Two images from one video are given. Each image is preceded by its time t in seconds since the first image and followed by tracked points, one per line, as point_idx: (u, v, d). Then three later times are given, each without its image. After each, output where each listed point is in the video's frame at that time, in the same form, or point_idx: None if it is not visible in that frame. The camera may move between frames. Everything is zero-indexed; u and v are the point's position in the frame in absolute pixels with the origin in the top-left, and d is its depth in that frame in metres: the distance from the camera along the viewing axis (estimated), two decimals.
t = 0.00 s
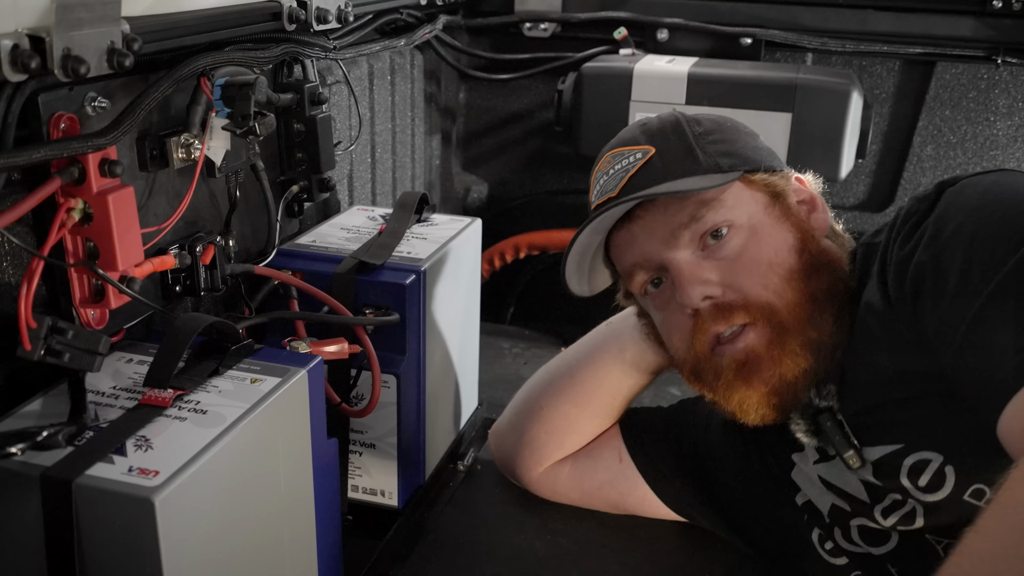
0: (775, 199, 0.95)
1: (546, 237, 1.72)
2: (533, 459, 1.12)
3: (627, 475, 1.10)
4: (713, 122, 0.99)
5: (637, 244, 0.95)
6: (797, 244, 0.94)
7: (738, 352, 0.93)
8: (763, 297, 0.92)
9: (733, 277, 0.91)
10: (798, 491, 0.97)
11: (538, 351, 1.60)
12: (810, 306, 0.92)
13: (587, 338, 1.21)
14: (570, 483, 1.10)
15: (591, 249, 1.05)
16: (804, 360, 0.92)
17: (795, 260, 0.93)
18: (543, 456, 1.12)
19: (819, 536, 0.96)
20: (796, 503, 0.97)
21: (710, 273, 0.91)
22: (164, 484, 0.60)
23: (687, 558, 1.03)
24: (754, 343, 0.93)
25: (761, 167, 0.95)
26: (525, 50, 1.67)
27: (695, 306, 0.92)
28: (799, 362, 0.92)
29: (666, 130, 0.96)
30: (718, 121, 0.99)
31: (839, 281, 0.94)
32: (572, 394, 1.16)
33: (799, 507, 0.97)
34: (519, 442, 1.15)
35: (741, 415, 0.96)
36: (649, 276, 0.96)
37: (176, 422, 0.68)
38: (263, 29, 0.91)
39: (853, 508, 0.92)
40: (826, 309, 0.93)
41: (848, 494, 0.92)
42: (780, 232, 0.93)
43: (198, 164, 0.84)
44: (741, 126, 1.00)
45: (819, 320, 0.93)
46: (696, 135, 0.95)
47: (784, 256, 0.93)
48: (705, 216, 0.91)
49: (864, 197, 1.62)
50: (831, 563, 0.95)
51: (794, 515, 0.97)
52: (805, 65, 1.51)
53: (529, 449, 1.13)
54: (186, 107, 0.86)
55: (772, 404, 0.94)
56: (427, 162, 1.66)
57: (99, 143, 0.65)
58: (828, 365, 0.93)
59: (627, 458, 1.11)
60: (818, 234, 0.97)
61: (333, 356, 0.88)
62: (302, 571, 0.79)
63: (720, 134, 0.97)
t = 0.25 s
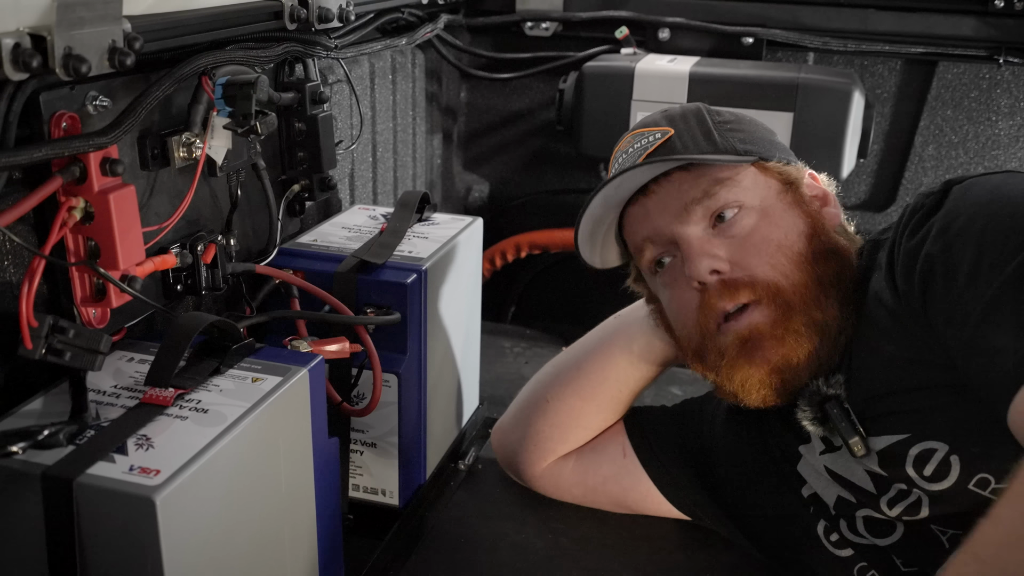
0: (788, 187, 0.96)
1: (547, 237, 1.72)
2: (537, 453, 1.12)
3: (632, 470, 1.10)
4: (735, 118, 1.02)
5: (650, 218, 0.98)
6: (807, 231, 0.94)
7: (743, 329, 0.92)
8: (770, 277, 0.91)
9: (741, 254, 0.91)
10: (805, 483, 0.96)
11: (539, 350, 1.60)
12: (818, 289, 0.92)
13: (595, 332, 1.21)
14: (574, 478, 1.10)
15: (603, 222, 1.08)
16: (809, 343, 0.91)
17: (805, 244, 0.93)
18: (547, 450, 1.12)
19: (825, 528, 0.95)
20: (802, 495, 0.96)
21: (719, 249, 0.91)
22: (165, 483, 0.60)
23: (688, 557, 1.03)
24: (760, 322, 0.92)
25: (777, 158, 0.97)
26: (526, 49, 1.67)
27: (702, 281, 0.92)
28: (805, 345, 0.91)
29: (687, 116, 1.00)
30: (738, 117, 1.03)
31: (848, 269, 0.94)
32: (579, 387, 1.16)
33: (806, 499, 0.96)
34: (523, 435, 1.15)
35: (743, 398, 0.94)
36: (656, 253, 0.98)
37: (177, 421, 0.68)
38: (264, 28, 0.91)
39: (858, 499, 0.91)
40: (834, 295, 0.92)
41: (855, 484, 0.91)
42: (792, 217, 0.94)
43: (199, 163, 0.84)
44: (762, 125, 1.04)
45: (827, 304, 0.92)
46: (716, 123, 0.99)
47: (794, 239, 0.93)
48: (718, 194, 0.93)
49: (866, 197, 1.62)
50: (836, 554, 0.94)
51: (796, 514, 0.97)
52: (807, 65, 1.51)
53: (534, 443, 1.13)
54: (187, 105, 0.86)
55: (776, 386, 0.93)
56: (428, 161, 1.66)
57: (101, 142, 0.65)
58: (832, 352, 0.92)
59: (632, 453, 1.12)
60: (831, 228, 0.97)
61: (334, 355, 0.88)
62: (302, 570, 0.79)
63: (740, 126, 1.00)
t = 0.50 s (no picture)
0: (787, 181, 0.96)
1: (548, 236, 1.71)
2: (541, 447, 1.13)
3: (634, 466, 1.11)
4: (740, 113, 1.03)
5: (648, 207, 1.00)
6: (803, 223, 0.94)
7: (728, 315, 0.90)
8: (759, 264, 0.90)
9: (732, 243, 0.91)
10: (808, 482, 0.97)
11: (542, 350, 1.60)
12: (808, 279, 0.91)
13: (602, 324, 1.22)
14: (577, 474, 1.12)
15: (604, 205, 1.12)
16: (796, 331, 0.90)
17: (799, 236, 0.93)
18: (550, 444, 1.13)
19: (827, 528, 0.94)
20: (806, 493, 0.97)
21: (711, 238, 0.92)
22: (167, 483, 0.60)
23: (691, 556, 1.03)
24: (745, 307, 0.90)
25: (777, 152, 0.97)
26: (528, 49, 1.66)
27: (691, 268, 0.92)
28: (790, 333, 0.90)
29: (692, 111, 1.00)
30: (744, 111, 1.03)
31: (842, 262, 0.93)
32: (585, 379, 1.16)
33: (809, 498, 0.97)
34: (528, 428, 1.15)
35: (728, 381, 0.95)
36: (652, 244, 1.00)
37: (180, 420, 0.68)
38: (266, 27, 0.91)
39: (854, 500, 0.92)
40: (824, 285, 0.91)
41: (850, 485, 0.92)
42: (788, 209, 0.94)
43: (202, 163, 0.84)
44: (767, 121, 1.04)
45: (816, 294, 0.91)
46: (719, 116, 0.99)
47: (789, 231, 0.93)
48: (712, 184, 0.94)
49: (868, 195, 1.62)
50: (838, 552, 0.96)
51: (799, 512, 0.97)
52: (809, 63, 1.51)
53: (539, 436, 1.13)
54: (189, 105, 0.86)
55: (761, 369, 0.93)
56: (430, 160, 1.66)
57: (103, 141, 0.65)
58: (819, 342, 0.92)
59: (635, 450, 1.12)
60: (831, 223, 0.96)
61: (339, 354, 0.88)
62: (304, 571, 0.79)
63: (743, 120, 1.01)
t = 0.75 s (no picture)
0: (792, 177, 0.96)
1: (551, 236, 1.72)
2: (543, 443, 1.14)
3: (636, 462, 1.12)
4: (745, 111, 1.03)
5: (654, 200, 1.00)
6: (808, 219, 0.94)
7: (734, 306, 0.88)
8: (764, 258, 0.90)
9: (740, 237, 0.90)
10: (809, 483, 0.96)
11: (544, 348, 1.60)
12: (811, 274, 0.92)
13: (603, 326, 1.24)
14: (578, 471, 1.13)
15: (610, 198, 1.12)
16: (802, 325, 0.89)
17: (804, 231, 0.93)
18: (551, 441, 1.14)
19: (828, 529, 0.95)
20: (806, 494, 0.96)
21: (719, 232, 0.90)
22: (170, 481, 0.60)
23: (693, 555, 1.03)
24: (750, 300, 0.88)
25: (782, 150, 0.99)
26: (530, 47, 1.66)
27: (698, 261, 0.90)
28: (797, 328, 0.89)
29: (698, 106, 1.00)
30: (749, 109, 1.04)
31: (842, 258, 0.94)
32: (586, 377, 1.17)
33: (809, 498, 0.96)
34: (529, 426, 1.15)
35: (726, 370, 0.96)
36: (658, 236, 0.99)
37: (183, 419, 0.68)
38: (269, 25, 0.91)
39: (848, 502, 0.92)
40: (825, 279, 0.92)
41: (842, 487, 0.92)
42: (793, 205, 0.94)
43: (204, 161, 0.84)
44: (771, 119, 1.04)
45: (816, 287, 0.92)
46: (725, 112, 1.00)
47: (794, 226, 0.93)
48: (721, 178, 0.93)
49: (871, 194, 1.61)
50: (839, 554, 0.94)
51: (801, 512, 0.97)
52: (812, 62, 1.51)
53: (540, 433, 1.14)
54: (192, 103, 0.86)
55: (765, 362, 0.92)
56: (433, 159, 1.66)
57: (106, 140, 0.65)
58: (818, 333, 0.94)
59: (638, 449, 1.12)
60: (834, 221, 0.97)
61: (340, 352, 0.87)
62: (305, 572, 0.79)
63: (748, 119, 1.01)
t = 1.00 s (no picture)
0: (791, 179, 0.96)
1: (552, 234, 1.72)
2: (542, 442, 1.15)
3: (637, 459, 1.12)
4: (740, 111, 1.02)
5: (652, 207, 0.99)
6: (809, 221, 0.94)
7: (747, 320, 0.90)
8: (769, 264, 0.90)
9: (742, 243, 0.90)
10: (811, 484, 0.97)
11: (546, 348, 1.60)
12: (817, 277, 0.91)
13: (603, 326, 1.24)
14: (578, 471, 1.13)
15: (608, 205, 1.11)
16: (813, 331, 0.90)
17: (805, 235, 0.93)
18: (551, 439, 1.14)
19: (830, 530, 0.95)
20: (807, 496, 0.97)
21: (720, 239, 0.90)
22: (172, 481, 0.60)
23: (695, 554, 1.03)
24: (765, 313, 0.90)
25: (780, 151, 0.98)
26: (532, 47, 1.66)
27: (701, 270, 0.90)
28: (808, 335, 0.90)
29: (694, 109, 1.00)
30: (744, 109, 1.03)
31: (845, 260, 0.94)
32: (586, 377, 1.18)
33: (812, 500, 0.97)
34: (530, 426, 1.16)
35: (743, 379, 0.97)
36: (657, 243, 0.99)
37: (185, 418, 0.68)
38: (271, 25, 0.91)
39: (851, 502, 0.93)
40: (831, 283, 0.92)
41: (847, 487, 0.93)
42: (793, 208, 0.94)
43: (206, 161, 0.84)
44: (768, 119, 1.04)
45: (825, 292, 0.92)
46: (721, 114, 0.99)
47: (796, 230, 0.93)
48: (720, 184, 0.93)
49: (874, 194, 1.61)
50: (841, 557, 0.94)
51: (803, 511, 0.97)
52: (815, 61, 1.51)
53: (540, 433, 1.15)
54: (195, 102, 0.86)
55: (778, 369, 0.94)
56: (434, 158, 1.66)
57: (109, 139, 0.65)
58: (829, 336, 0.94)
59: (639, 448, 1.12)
60: (834, 221, 0.97)
61: (342, 352, 0.87)
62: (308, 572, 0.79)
63: (745, 120, 1.01)
